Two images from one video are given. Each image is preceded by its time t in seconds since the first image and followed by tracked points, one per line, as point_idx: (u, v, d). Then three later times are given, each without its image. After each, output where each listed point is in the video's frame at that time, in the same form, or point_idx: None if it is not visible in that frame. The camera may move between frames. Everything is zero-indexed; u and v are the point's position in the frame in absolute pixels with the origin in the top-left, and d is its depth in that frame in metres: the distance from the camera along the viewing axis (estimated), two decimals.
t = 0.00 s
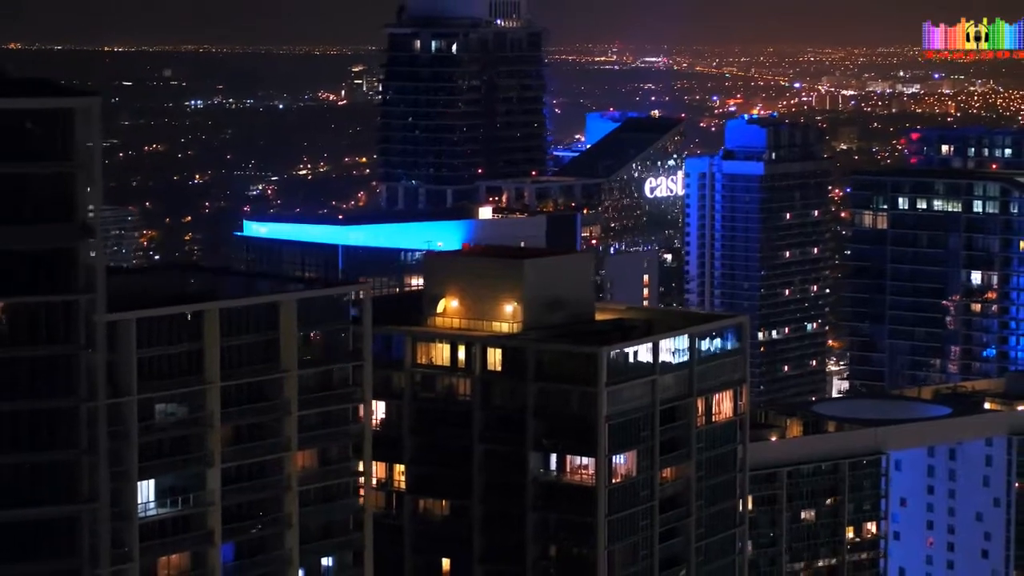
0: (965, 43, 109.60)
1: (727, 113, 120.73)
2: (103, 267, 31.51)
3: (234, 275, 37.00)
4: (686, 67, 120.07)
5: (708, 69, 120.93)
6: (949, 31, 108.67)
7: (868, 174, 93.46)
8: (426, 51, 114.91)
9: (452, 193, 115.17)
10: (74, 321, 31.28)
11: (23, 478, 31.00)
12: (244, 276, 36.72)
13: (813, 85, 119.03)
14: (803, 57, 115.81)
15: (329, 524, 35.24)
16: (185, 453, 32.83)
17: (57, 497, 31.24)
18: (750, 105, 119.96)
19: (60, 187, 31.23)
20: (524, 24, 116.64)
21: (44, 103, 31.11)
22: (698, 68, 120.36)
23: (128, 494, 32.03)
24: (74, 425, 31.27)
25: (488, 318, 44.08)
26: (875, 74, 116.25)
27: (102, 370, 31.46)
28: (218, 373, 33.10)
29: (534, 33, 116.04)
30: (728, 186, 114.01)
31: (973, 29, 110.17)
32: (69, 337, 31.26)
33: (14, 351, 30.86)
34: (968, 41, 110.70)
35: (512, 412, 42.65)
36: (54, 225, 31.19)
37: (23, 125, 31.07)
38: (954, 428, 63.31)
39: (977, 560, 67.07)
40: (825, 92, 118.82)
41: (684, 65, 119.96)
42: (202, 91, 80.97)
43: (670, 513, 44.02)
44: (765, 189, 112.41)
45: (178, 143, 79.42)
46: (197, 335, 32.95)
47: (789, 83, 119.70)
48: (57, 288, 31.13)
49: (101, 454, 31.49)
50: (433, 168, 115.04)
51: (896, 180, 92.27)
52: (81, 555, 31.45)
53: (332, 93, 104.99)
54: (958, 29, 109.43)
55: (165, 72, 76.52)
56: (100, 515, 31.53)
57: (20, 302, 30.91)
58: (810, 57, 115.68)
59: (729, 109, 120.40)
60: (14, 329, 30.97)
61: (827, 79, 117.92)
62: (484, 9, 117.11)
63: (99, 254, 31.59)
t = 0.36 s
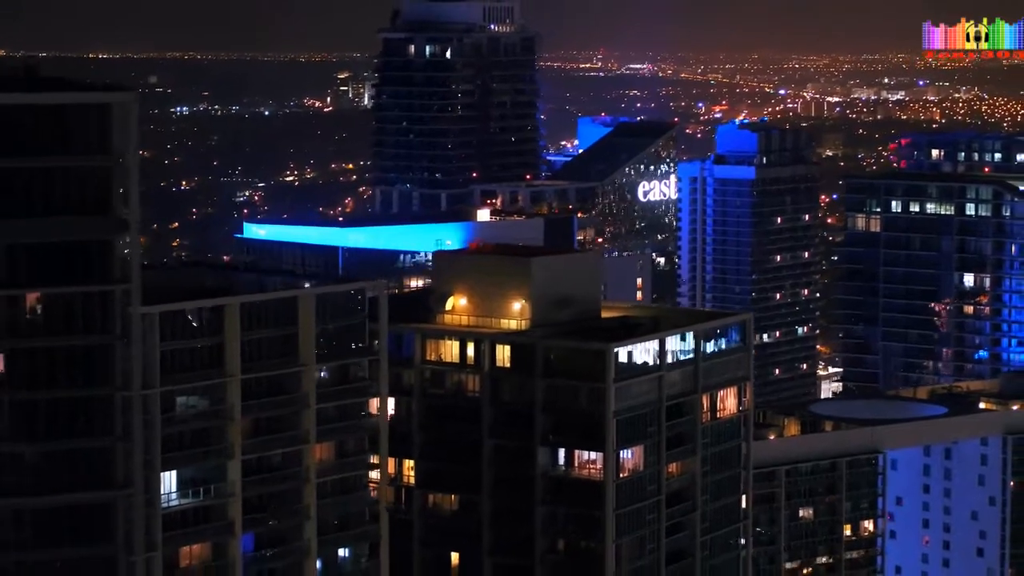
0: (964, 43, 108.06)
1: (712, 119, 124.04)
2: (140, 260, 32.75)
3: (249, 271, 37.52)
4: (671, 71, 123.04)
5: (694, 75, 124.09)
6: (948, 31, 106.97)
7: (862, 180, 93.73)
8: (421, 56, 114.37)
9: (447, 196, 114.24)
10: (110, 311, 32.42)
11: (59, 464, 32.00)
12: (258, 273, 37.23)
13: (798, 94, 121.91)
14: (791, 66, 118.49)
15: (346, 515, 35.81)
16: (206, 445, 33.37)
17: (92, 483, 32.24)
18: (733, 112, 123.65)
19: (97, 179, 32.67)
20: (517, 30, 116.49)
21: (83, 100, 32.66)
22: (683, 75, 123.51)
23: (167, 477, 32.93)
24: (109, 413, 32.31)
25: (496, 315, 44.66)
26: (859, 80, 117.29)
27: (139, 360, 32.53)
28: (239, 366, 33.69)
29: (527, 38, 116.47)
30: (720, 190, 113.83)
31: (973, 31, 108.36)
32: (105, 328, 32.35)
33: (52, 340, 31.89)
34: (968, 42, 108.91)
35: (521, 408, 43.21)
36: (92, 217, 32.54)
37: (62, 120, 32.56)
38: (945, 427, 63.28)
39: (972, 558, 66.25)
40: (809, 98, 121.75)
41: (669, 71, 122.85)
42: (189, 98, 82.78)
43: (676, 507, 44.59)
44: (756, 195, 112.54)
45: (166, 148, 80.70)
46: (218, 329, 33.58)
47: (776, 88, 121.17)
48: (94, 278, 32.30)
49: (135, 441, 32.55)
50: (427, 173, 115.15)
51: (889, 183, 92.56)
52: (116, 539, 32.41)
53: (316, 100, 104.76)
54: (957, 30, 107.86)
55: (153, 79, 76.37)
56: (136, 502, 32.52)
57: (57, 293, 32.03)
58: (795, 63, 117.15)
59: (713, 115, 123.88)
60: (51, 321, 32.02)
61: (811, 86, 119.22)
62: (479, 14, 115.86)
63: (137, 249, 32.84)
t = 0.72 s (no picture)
0: (969, 45, 106.49)
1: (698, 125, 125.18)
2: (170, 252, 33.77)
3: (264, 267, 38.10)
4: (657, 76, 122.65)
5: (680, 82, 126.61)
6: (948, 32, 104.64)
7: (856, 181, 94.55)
8: (415, 59, 114.93)
9: (440, 198, 113.72)
10: (141, 300, 33.22)
11: (90, 454, 32.83)
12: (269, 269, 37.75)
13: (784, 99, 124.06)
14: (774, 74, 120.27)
15: (360, 506, 36.33)
16: (224, 435, 34.14)
17: (123, 469, 33.06)
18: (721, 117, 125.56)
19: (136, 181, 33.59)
20: (511, 33, 117.22)
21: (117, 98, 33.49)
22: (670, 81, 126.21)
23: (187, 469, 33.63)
24: (139, 403, 33.11)
25: (503, 311, 45.17)
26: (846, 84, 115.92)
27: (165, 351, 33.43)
28: (256, 359, 34.46)
29: (521, 42, 117.03)
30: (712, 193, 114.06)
31: (973, 32, 106.44)
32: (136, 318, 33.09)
33: (85, 331, 32.60)
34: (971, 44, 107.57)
35: (528, 402, 43.77)
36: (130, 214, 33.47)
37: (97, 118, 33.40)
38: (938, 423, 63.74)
39: (968, 554, 66.16)
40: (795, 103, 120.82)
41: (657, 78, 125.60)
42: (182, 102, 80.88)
43: (680, 501, 45.07)
44: (746, 197, 112.34)
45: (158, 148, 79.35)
46: (235, 321, 34.30)
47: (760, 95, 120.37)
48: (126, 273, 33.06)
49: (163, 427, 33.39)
50: (422, 174, 114.98)
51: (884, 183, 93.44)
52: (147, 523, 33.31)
53: (304, 105, 104.26)
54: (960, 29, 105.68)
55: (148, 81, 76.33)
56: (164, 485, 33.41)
57: (91, 285, 32.74)
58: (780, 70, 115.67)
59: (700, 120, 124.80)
60: (85, 312, 32.73)
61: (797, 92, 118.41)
62: (472, 17, 117.03)
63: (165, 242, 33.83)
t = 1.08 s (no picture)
0: (965, 44, 103.30)
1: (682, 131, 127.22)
2: (201, 233, 32.17)
3: (280, 263, 38.65)
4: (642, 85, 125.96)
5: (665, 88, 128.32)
6: (949, 30, 102.48)
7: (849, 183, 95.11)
8: (409, 63, 114.92)
9: (435, 201, 114.32)
10: (172, 287, 31.89)
11: (125, 439, 31.49)
12: (284, 264, 38.49)
13: (769, 104, 125.53)
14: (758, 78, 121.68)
15: (376, 497, 36.81)
16: (245, 425, 34.45)
17: (155, 455, 31.77)
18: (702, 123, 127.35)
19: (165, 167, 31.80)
20: (503, 37, 117.46)
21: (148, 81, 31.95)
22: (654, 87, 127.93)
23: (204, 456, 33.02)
24: (171, 387, 31.95)
25: (509, 307, 45.75)
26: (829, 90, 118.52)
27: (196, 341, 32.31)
28: (274, 351, 34.80)
29: (514, 46, 117.69)
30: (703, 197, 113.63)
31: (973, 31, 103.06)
32: (169, 303, 31.87)
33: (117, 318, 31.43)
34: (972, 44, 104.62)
35: (535, 397, 44.37)
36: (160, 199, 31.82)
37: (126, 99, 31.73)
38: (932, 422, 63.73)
39: (963, 552, 66.73)
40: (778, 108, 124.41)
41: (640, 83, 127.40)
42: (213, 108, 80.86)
43: (686, 495, 45.63)
44: (737, 201, 112.27)
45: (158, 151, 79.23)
46: (253, 314, 34.66)
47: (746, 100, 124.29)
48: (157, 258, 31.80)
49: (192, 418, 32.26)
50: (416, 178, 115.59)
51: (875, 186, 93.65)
52: (179, 508, 31.92)
53: (290, 110, 103.17)
54: (960, 28, 102.96)
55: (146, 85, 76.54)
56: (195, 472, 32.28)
57: (124, 271, 31.47)
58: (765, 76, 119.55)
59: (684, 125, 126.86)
60: (116, 296, 31.47)
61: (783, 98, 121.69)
62: (466, 21, 116.27)
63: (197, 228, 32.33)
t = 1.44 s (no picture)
0: (965, 44, 99.70)
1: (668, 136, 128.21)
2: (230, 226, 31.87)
3: (294, 257, 39.10)
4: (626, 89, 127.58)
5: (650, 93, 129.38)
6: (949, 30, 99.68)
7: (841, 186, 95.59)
8: (403, 66, 115.83)
9: (429, 205, 114.85)
10: (203, 281, 31.55)
11: (157, 426, 31.21)
12: (300, 258, 39.03)
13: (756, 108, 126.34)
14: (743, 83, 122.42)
15: (390, 490, 37.36)
16: (264, 418, 35.03)
17: (186, 444, 31.53)
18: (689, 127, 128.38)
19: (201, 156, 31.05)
20: (497, 40, 118.08)
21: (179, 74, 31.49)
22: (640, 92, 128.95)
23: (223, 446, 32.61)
24: (201, 376, 31.67)
25: (517, 304, 46.32)
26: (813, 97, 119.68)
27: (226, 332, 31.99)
28: (293, 344, 35.33)
29: (507, 50, 118.14)
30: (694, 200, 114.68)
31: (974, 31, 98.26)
32: (200, 294, 31.52)
33: (149, 307, 31.06)
34: (969, 43, 99.46)
35: (542, 393, 44.97)
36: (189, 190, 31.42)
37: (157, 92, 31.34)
38: (927, 422, 64.01)
39: (958, 549, 67.39)
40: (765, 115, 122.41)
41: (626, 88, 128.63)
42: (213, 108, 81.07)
43: (691, 490, 46.24)
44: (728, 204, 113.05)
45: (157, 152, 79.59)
46: (273, 308, 35.11)
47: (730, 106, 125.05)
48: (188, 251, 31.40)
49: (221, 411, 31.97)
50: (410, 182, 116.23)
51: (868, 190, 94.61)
52: (209, 495, 31.71)
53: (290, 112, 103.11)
54: (960, 28, 99.86)
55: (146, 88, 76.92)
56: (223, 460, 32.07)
57: (155, 263, 31.08)
58: (747, 82, 120.76)
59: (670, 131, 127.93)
60: (148, 285, 31.10)
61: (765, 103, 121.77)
62: (460, 25, 117.04)
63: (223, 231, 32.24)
